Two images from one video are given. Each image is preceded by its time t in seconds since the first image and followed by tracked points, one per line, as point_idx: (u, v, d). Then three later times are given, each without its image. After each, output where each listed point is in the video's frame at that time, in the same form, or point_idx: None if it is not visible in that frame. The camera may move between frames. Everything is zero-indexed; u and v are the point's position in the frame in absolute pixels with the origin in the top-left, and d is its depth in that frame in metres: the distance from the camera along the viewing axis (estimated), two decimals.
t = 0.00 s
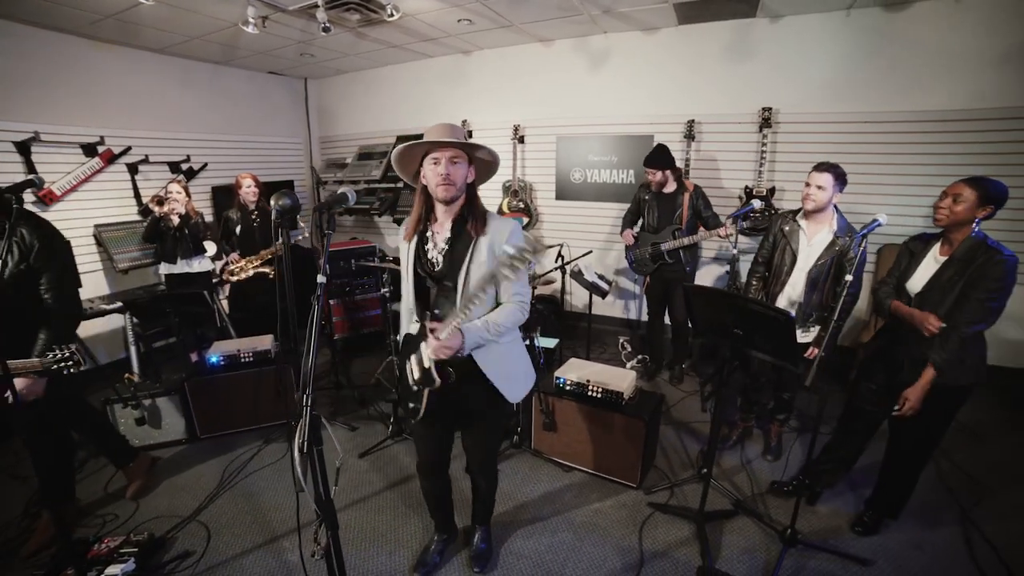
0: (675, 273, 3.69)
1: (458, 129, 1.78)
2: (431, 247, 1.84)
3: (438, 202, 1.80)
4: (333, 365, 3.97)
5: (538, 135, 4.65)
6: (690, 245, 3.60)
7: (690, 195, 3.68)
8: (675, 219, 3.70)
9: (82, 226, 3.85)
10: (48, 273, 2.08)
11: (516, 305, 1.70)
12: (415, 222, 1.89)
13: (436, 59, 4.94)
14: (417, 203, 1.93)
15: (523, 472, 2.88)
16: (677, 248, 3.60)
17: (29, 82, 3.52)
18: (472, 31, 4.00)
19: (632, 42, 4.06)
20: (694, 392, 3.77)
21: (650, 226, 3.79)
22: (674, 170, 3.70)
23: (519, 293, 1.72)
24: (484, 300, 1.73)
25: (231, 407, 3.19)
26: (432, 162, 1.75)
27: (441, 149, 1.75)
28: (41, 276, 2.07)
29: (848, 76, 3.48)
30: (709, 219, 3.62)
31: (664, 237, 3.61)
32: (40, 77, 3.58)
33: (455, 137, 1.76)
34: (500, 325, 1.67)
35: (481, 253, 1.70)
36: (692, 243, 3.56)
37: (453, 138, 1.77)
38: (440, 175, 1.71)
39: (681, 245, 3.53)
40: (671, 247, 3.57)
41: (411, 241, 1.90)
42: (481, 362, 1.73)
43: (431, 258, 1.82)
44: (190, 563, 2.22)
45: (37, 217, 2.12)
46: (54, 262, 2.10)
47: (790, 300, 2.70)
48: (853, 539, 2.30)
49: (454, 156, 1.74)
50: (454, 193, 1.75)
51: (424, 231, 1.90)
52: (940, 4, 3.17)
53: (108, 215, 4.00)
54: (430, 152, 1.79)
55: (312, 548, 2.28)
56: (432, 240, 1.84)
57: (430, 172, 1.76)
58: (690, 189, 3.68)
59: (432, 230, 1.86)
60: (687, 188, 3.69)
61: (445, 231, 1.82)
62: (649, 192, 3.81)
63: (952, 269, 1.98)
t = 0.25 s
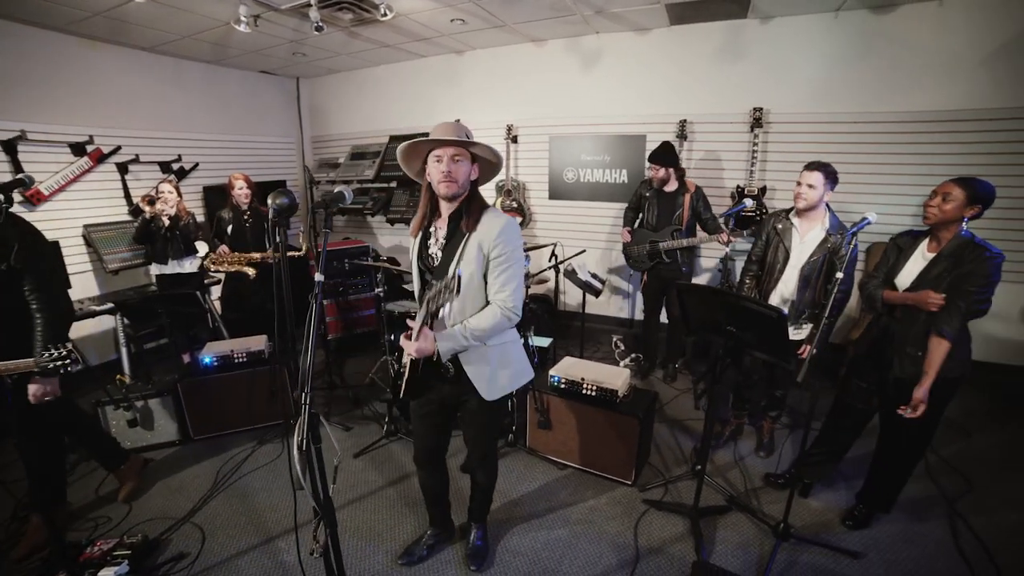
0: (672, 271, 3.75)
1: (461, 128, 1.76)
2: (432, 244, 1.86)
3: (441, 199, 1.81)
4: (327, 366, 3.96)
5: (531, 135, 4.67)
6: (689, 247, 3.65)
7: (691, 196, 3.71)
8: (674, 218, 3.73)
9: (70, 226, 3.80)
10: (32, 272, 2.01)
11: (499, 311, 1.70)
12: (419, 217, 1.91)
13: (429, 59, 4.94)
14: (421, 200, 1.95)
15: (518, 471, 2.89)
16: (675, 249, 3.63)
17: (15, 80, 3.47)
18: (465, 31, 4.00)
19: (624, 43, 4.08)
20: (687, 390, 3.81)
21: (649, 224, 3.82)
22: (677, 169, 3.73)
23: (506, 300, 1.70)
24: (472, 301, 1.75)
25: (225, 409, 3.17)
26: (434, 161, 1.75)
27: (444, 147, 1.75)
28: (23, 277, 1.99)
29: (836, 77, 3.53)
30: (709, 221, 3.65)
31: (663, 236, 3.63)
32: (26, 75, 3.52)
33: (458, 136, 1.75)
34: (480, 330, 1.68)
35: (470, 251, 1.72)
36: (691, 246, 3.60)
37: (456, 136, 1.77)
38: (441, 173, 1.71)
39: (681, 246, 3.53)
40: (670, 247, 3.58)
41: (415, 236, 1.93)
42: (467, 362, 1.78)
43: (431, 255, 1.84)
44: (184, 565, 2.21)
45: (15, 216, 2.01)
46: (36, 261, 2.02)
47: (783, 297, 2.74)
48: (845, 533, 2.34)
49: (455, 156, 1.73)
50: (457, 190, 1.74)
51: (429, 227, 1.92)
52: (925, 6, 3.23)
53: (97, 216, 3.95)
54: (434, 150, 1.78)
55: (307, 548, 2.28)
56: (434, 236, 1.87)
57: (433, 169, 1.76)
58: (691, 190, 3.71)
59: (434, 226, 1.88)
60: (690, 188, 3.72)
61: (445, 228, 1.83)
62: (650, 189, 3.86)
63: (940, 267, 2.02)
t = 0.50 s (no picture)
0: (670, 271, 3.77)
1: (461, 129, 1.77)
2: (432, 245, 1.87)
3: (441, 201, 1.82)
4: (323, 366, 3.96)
5: (526, 135, 4.68)
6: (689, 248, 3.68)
7: (695, 197, 3.69)
8: (676, 219, 3.74)
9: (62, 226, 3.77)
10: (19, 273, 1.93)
11: (498, 316, 1.73)
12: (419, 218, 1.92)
13: (424, 59, 4.94)
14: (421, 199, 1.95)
15: (515, 469, 2.91)
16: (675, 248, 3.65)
17: (6, 79, 3.43)
18: (460, 31, 4.01)
19: (619, 43, 4.11)
20: (681, 388, 3.84)
21: (652, 223, 3.87)
22: (683, 168, 3.72)
23: (505, 305, 1.73)
24: (471, 303, 1.77)
25: (221, 409, 3.16)
26: (433, 162, 1.76)
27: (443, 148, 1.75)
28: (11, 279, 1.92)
29: (828, 78, 3.58)
30: (710, 222, 3.64)
31: (664, 236, 3.65)
32: (17, 74, 3.49)
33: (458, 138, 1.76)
34: (480, 336, 1.71)
35: (470, 255, 1.73)
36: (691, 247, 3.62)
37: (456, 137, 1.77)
38: (440, 176, 1.72)
39: (682, 247, 3.53)
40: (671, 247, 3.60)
41: (415, 236, 1.94)
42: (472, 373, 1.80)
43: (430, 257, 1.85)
44: (181, 566, 2.20)
45: None
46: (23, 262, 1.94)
47: (774, 295, 2.78)
48: (838, 528, 2.37)
49: (454, 157, 1.74)
50: (456, 192, 1.75)
51: (429, 227, 1.93)
52: (915, 8, 3.28)
53: (90, 216, 3.92)
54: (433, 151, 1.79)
55: (305, 548, 2.28)
56: (433, 237, 1.88)
57: (432, 171, 1.77)
58: (695, 191, 3.70)
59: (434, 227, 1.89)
60: (694, 189, 3.71)
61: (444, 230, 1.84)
62: (655, 186, 3.88)
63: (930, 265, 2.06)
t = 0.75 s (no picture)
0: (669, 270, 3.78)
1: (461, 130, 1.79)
2: (432, 246, 1.88)
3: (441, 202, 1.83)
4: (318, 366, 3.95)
5: (521, 135, 4.70)
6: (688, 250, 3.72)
7: (697, 200, 3.72)
8: (676, 220, 3.78)
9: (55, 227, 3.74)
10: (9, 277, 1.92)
11: (504, 316, 1.77)
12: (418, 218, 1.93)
13: (419, 59, 4.94)
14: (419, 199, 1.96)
15: (512, 468, 2.92)
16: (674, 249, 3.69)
17: None
18: (455, 31, 4.02)
19: (613, 43, 4.13)
20: (676, 387, 3.87)
21: (652, 223, 3.91)
22: (687, 170, 3.75)
23: (510, 304, 1.77)
24: (477, 304, 1.79)
25: (217, 410, 3.15)
26: (433, 163, 1.77)
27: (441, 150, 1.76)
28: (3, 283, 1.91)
29: (820, 79, 3.62)
30: (710, 225, 3.68)
31: (664, 236, 3.69)
32: (8, 73, 3.46)
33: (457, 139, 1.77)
34: (488, 336, 1.74)
35: (475, 256, 1.75)
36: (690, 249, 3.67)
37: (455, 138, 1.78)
38: (441, 178, 1.73)
39: (680, 248, 3.60)
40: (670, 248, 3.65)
41: (414, 237, 1.95)
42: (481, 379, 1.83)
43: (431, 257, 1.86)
44: (178, 567, 2.20)
45: None
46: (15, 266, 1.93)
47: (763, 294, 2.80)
48: (832, 524, 2.41)
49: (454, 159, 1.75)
50: (457, 194, 1.76)
51: (427, 228, 1.94)
52: (905, 10, 3.32)
53: (82, 216, 3.89)
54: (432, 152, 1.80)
55: (302, 548, 2.29)
56: (433, 237, 1.89)
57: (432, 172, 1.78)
58: (697, 195, 3.72)
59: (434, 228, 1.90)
60: (697, 193, 3.73)
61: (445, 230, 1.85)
62: (657, 186, 3.91)
63: (922, 264, 2.10)
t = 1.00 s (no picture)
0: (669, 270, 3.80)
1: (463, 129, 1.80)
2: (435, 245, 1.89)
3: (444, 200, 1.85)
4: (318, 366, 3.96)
5: (520, 135, 4.72)
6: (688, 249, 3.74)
7: (697, 201, 3.74)
8: (677, 220, 3.80)
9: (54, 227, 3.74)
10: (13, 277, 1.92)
11: (509, 314, 1.79)
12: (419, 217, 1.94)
13: (418, 59, 4.96)
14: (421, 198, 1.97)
15: (512, 466, 2.94)
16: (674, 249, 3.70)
17: None
18: (454, 31, 4.03)
19: (612, 44, 4.15)
20: (674, 386, 3.90)
21: (654, 223, 3.93)
22: (689, 170, 3.77)
23: (514, 302, 1.80)
24: (482, 302, 1.80)
25: (217, 409, 3.15)
26: (437, 162, 1.79)
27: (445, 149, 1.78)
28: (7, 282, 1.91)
29: (817, 80, 3.65)
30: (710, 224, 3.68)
31: (665, 236, 3.72)
32: (7, 73, 3.45)
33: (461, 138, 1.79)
34: (494, 334, 1.77)
35: (480, 254, 1.77)
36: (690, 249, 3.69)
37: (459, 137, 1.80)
38: (446, 176, 1.75)
39: (680, 248, 3.61)
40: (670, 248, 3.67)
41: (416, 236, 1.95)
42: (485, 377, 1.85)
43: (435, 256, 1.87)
44: (181, 565, 2.20)
45: None
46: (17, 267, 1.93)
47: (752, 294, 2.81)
48: (829, 521, 2.43)
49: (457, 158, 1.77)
50: (460, 192, 1.78)
51: (429, 226, 1.95)
52: (900, 12, 3.35)
53: (81, 216, 3.89)
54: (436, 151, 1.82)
55: (304, 545, 2.30)
56: (435, 236, 1.91)
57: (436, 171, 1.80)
58: (698, 196, 3.75)
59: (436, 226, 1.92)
60: (697, 193, 3.75)
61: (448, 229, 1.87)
62: (659, 186, 3.93)
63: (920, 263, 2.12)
